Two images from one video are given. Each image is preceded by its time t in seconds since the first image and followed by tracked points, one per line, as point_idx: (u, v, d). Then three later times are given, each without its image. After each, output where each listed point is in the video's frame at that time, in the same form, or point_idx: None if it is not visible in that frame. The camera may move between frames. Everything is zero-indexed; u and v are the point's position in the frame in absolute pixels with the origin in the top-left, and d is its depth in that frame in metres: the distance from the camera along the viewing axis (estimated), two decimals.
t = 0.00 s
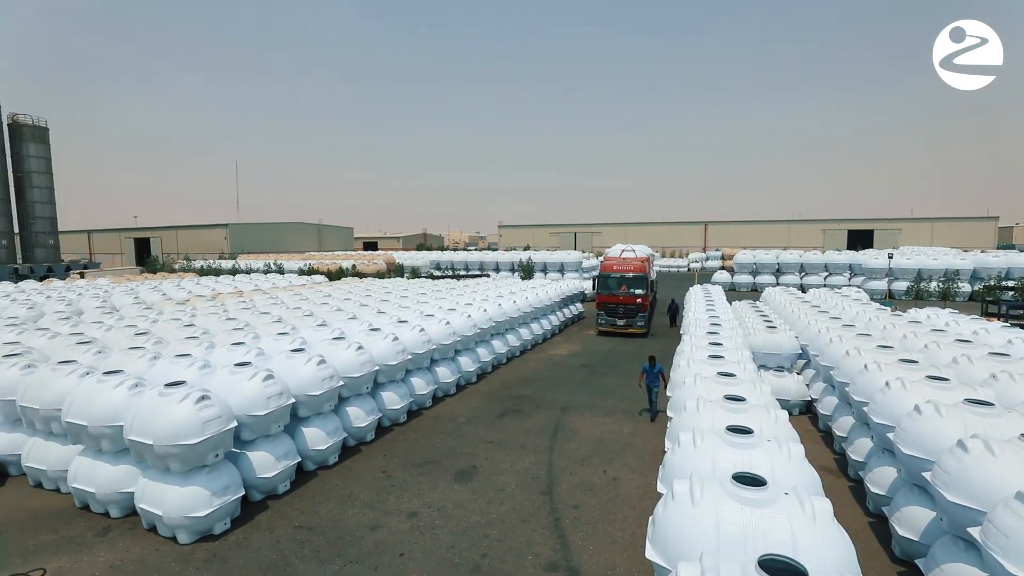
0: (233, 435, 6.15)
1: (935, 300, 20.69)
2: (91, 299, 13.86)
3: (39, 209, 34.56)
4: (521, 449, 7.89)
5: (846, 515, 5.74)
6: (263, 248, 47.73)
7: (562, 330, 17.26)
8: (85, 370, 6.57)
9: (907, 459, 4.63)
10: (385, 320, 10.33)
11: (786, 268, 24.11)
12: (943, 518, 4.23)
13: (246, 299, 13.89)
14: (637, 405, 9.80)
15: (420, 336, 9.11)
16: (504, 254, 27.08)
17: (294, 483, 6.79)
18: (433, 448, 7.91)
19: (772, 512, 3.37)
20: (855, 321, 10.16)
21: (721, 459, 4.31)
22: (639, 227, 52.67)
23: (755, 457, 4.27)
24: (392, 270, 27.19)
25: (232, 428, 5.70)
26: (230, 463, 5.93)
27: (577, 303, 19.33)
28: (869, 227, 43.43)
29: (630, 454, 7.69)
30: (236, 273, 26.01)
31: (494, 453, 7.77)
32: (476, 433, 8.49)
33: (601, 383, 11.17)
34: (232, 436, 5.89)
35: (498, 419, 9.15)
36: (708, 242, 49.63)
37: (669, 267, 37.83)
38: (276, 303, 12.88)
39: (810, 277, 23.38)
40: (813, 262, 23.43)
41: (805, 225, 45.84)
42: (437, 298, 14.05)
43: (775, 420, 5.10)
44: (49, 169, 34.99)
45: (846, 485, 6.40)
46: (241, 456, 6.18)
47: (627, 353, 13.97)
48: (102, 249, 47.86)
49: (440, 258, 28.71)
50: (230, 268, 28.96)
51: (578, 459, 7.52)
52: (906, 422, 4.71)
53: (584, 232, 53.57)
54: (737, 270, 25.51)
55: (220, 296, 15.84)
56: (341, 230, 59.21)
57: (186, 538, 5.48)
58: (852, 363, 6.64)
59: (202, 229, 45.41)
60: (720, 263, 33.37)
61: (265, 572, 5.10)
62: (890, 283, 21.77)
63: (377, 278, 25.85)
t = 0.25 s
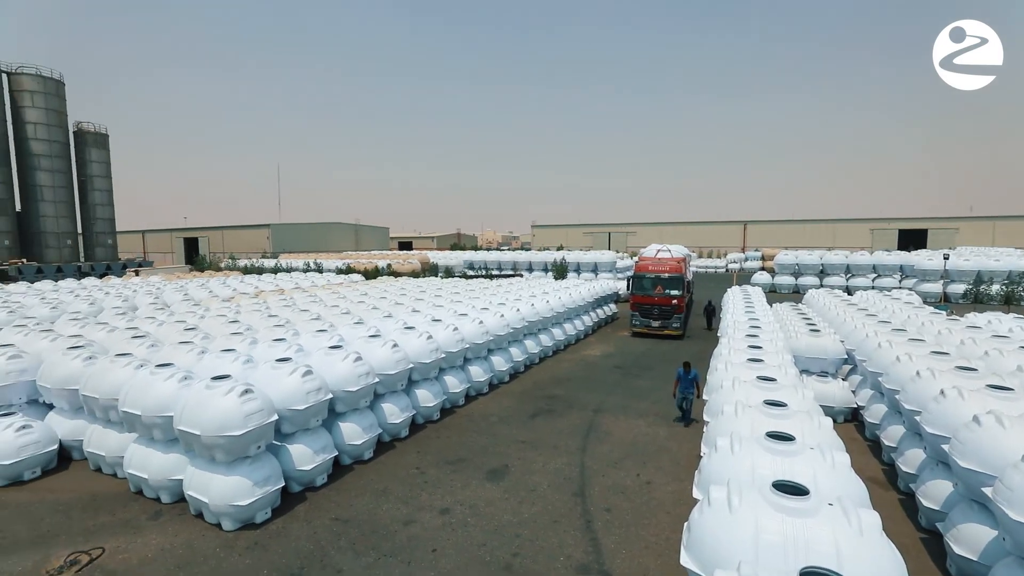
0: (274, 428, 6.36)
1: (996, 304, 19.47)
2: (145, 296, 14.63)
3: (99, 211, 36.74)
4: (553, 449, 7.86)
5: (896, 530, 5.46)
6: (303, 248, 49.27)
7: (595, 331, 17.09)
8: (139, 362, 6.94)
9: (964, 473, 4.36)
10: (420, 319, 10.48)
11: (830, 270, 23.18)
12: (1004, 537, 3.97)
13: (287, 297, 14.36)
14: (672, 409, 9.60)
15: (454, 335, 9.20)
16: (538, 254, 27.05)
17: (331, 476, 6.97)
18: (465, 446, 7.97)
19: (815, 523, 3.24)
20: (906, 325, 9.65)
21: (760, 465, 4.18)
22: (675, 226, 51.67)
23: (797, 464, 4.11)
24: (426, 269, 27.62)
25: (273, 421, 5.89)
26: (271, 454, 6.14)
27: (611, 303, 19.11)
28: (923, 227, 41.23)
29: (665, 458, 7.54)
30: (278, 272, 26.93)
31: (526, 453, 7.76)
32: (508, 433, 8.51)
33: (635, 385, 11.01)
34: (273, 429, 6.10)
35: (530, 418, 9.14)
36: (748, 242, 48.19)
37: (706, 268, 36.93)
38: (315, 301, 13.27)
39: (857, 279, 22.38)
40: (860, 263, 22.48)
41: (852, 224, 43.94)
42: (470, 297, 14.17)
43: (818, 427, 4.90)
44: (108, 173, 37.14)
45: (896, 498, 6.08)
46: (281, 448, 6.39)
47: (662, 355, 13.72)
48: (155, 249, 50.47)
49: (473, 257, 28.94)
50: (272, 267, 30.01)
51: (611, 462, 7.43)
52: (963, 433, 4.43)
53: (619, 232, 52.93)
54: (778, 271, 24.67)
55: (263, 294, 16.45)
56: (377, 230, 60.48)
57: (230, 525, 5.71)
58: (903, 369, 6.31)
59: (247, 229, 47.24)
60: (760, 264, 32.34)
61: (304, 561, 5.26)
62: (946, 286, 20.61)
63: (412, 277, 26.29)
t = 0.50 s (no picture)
0: (314, 422, 6.56)
1: None
2: (195, 293, 15.35)
3: (154, 212, 38.80)
4: (586, 451, 7.79)
5: (953, 548, 5.15)
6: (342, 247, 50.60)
7: (630, 332, 16.86)
8: (189, 356, 7.29)
9: None
10: (455, 318, 10.60)
11: (881, 271, 22.15)
12: None
13: (327, 295, 14.79)
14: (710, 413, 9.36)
15: (487, 334, 9.25)
16: (572, 254, 26.89)
17: (367, 471, 7.13)
18: (498, 445, 8.01)
19: (864, 536, 3.09)
20: (965, 331, 9.09)
21: (804, 474, 4.03)
22: (713, 226, 50.41)
23: (844, 474, 3.93)
24: (460, 268, 27.78)
25: (313, 415, 6.08)
26: (310, 448, 6.33)
27: (647, 304, 18.79)
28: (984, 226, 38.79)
29: (702, 463, 7.36)
30: (319, 270, 27.77)
31: (559, 454, 7.73)
32: (541, 433, 8.49)
33: (670, 388, 10.80)
34: (313, 423, 6.29)
35: (563, 419, 9.10)
36: (791, 243, 46.47)
37: (747, 269, 35.82)
38: (354, 299, 13.61)
39: (911, 281, 21.32)
40: (914, 264, 21.43)
41: (905, 224, 41.80)
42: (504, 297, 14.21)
43: (867, 436, 4.68)
44: (162, 176, 39.17)
45: (953, 514, 5.74)
46: (320, 441, 6.59)
47: (699, 357, 13.40)
48: (205, 248, 52.89)
49: (507, 257, 29.04)
50: (313, 265, 30.95)
51: (645, 465, 7.31)
52: None
53: (655, 232, 52.04)
54: (824, 272, 23.71)
55: (304, 292, 17.00)
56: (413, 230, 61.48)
57: (272, 515, 5.92)
58: (961, 378, 5.94)
59: (290, 229, 48.91)
60: (804, 265, 31.17)
61: (341, 552, 5.40)
62: (1010, 289, 19.34)
63: (447, 276, 26.59)
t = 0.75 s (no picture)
0: (350, 417, 6.72)
1: None
2: (239, 291, 15.98)
3: (202, 213, 40.57)
4: (618, 454, 7.70)
5: (1014, 569, 4.83)
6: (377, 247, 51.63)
7: (664, 333, 16.55)
8: (233, 351, 7.59)
9: None
10: (487, 317, 10.66)
11: (935, 273, 21.07)
12: None
13: (363, 294, 15.12)
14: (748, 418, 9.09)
15: (519, 334, 9.27)
16: (605, 254, 26.61)
17: (400, 467, 7.26)
18: (529, 445, 8.00)
19: (914, 552, 2.94)
20: None
21: (849, 484, 3.87)
22: (752, 226, 49.00)
23: (892, 486, 3.75)
24: (493, 268, 27.81)
25: (348, 411, 6.23)
26: (346, 442, 6.49)
27: (682, 306, 18.41)
28: None
29: (739, 469, 7.16)
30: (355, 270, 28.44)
31: (591, 455, 7.66)
32: (573, 434, 8.44)
33: (706, 392, 10.55)
34: (348, 419, 6.44)
35: (595, 421, 9.02)
36: (835, 243, 44.65)
37: (788, 270, 34.62)
38: (389, 298, 13.87)
39: (968, 283, 20.21)
40: (972, 266, 20.31)
41: (962, 223, 39.60)
42: (536, 297, 14.20)
43: (918, 447, 4.44)
44: (209, 179, 40.92)
45: (1014, 532, 5.38)
46: (356, 436, 6.74)
47: (737, 361, 13.03)
48: (248, 248, 54.98)
49: (540, 257, 29.01)
50: (350, 265, 31.71)
51: (679, 470, 7.16)
52: None
53: (691, 232, 50.97)
54: (871, 274, 22.71)
55: (341, 290, 17.44)
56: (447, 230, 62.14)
57: (309, 506, 6.10)
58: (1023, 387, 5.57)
59: (328, 230, 50.30)
60: (850, 266, 29.94)
61: (374, 546, 5.52)
62: None
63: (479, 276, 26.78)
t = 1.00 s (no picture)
0: (377, 415, 6.83)
1: None
2: (271, 289, 16.43)
3: (236, 214, 41.87)
4: (644, 456, 7.60)
5: None
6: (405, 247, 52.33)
7: (692, 335, 16.27)
8: (265, 348, 7.80)
9: None
10: (513, 317, 10.67)
11: (982, 275, 20.10)
12: None
13: (390, 293, 15.35)
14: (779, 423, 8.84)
15: (545, 334, 9.24)
16: (632, 254, 26.33)
17: (426, 464, 7.33)
18: (554, 445, 7.98)
19: (958, 566, 2.82)
20: None
21: (887, 493, 3.72)
22: (785, 225, 47.73)
23: (935, 497, 3.60)
24: (518, 268, 27.80)
25: (376, 408, 6.33)
26: (373, 439, 6.59)
27: (711, 307, 18.05)
28: None
29: (770, 475, 6.97)
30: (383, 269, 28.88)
31: (617, 457, 7.58)
32: (598, 435, 8.37)
33: (736, 395, 10.32)
34: (376, 416, 6.54)
35: (621, 422, 8.92)
36: (873, 243, 43.11)
37: (822, 271, 33.59)
38: (416, 297, 14.03)
39: (1018, 286, 19.21)
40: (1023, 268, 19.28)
41: (1011, 222, 37.72)
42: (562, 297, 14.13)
43: (963, 457, 4.24)
44: (244, 180, 42.18)
45: None
46: (383, 433, 6.85)
47: (768, 364, 12.71)
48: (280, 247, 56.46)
49: (566, 257, 28.89)
50: (378, 264, 32.22)
51: (707, 475, 7.02)
52: None
53: (721, 232, 49.96)
54: (912, 275, 21.83)
55: (370, 289, 17.75)
56: (473, 229, 62.50)
57: (337, 501, 6.22)
58: None
59: (357, 229, 51.23)
60: (889, 267, 28.85)
61: (400, 541, 5.59)
62: None
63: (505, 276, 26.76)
